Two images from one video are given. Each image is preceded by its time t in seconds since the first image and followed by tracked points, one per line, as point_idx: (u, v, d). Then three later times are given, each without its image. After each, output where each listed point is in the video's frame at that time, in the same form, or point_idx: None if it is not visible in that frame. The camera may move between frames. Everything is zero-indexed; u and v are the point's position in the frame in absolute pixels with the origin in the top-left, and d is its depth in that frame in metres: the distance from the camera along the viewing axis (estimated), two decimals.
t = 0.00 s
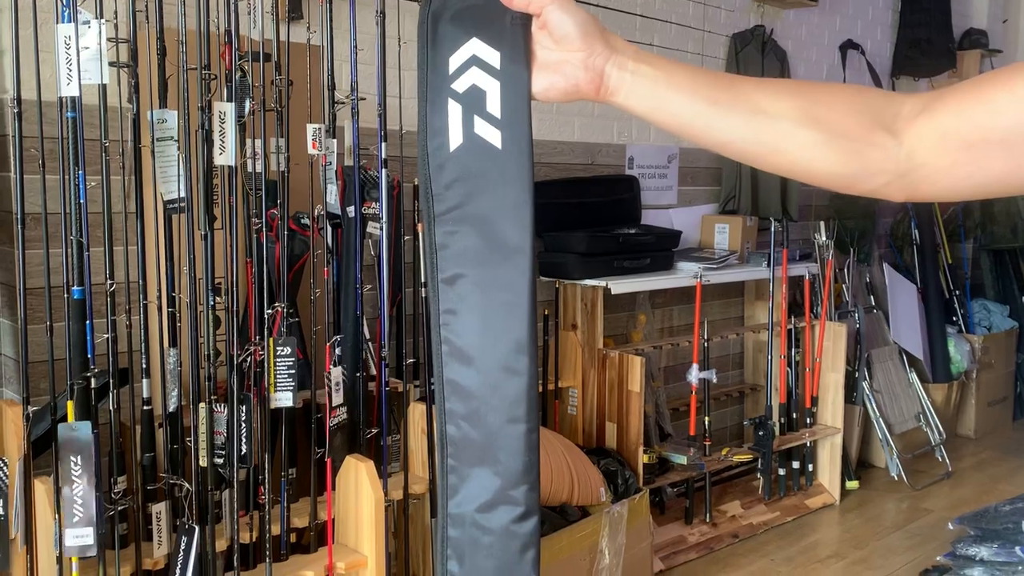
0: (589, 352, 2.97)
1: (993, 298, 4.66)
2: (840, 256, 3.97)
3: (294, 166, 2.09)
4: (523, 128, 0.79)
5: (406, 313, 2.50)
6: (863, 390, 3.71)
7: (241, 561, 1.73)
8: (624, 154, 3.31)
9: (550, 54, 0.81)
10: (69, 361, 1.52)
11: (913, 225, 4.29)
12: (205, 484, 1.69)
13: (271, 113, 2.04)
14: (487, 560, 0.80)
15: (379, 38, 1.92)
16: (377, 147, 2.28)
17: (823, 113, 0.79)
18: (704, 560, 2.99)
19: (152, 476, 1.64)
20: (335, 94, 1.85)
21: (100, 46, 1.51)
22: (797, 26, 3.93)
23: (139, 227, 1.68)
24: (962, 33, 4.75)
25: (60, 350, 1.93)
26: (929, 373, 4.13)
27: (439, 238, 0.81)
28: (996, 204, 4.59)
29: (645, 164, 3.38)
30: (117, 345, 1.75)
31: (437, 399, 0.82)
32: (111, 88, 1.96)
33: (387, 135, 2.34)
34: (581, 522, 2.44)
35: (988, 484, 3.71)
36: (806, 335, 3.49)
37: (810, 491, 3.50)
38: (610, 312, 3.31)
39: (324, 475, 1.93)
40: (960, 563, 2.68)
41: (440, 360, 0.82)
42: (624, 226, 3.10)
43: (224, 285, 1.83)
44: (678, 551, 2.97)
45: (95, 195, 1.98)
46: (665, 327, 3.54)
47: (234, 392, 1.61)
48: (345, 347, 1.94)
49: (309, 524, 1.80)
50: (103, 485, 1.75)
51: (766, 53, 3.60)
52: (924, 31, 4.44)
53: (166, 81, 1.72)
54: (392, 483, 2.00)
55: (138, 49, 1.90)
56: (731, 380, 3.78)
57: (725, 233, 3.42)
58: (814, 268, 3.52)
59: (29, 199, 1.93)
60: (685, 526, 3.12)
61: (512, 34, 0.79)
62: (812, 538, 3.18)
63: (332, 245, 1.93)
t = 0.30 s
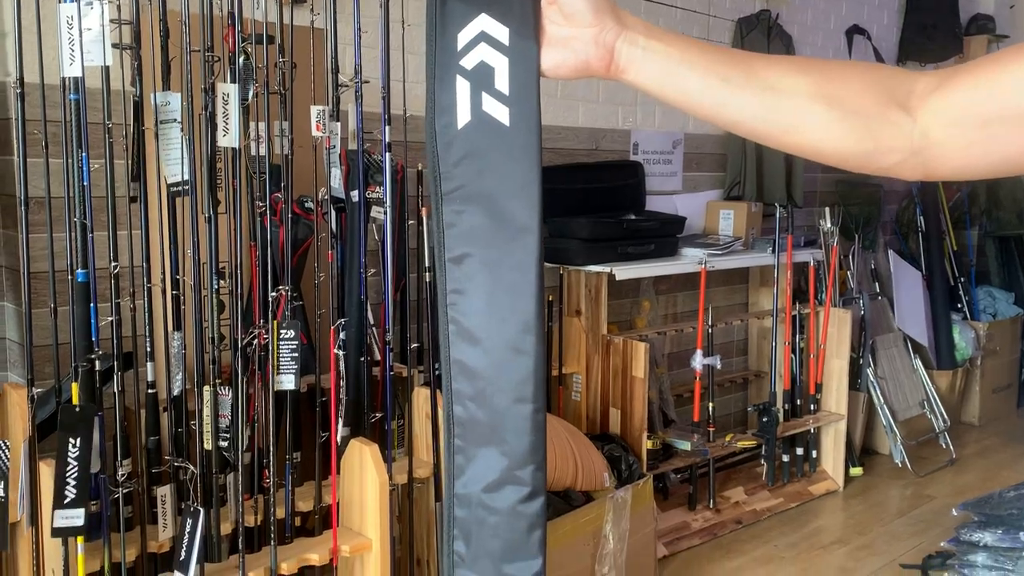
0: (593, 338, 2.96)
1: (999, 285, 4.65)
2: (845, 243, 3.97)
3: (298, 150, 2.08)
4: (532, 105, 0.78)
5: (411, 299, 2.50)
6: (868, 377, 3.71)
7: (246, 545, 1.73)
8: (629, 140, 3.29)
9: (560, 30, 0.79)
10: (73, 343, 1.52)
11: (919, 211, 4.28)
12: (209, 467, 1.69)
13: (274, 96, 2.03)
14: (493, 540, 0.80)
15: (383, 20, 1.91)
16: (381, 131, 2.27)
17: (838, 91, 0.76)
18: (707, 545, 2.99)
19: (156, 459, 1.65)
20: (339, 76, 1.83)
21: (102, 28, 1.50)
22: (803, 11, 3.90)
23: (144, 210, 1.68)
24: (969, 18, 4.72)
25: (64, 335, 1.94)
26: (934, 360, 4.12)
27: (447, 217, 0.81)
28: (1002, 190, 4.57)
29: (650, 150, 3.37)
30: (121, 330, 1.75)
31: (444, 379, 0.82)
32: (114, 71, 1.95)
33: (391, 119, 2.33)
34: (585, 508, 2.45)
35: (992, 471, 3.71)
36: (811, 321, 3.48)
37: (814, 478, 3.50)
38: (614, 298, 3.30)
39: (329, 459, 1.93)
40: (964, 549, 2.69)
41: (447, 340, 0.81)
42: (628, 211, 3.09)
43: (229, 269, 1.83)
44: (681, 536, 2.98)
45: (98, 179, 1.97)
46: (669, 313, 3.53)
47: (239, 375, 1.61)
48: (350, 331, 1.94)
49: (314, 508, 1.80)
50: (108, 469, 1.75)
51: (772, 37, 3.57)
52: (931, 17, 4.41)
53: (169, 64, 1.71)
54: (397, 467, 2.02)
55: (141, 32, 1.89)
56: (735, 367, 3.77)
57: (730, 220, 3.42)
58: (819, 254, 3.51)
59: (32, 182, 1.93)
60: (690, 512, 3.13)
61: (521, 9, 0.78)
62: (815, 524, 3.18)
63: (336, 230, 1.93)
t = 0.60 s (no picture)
0: (596, 324, 2.96)
1: (1003, 271, 4.64)
2: (848, 229, 3.97)
3: (300, 134, 2.08)
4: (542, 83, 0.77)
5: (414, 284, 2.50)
6: (871, 363, 3.71)
7: (250, 528, 1.73)
8: (632, 125, 3.28)
9: (569, 7, 0.77)
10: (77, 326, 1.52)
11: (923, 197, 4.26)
12: (213, 451, 1.69)
13: (276, 79, 2.02)
14: (501, 520, 0.80)
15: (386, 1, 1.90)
16: (384, 114, 2.26)
17: (850, 70, 0.73)
18: (710, 530, 3.00)
19: (161, 443, 1.65)
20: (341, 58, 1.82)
21: (103, 8, 1.49)
22: None
23: (146, 193, 1.67)
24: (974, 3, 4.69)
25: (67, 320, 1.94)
26: (938, 347, 4.08)
27: (454, 197, 0.79)
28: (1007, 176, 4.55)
29: (653, 135, 3.35)
30: (125, 314, 1.75)
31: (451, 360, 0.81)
32: (115, 54, 1.94)
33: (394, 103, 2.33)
34: (588, 492, 2.46)
35: (995, 457, 3.71)
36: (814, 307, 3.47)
37: (816, 464, 3.51)
38: (618, 284, 3.30)
39: (333, 442, 1.93)
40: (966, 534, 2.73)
41: (455, 320, 0.80)
42: (632, 197, 3.08)
43: (231, 253, 1.82)
44: (684, 521, 2.98)
45: (100, 162, 1.97)
46: (672, 299, 3.53)
47: (243, 358, 1.61)
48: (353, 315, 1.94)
49: (317, 492, 1.81)
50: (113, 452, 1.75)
51: (776, 22, 3.55)
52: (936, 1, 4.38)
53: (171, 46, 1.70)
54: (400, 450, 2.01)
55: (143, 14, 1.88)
56: (738, 353, 3.77)
57: (734, 205, 3.42)
58: (823, 240, 3.50)
59: (34, 166, 1.92)
60: (692, 497, 3.13)
61: None
62: (818, 510, 3.18)
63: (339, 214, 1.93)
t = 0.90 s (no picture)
0: (597, 309, 2.95)
1: (1005, 257, 4.62)
2: (851, 215, 3.96)
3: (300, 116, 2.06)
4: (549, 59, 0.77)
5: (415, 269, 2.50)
6: (872, 348, 3.71)
7: (251, 511, 1.73)
8: (634, 110, 3.26)
9: None
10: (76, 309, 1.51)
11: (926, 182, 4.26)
12: (214, 434, 1.69)
13: (276, 61, 2.01)
14: (505, 499, 0.80)
15: None
16: (384, 98, 2.25)
17: (858, 42, 0.72)
18: (710, 515, 3.00)
19: (162, 425, 1.65)
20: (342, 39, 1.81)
21: None
22: None
23: (146, 175, 1.67)
24: None
25: (66, 304, 1.93)
26: (939, 332, 4.08)
27: (460, 174, 0.79)
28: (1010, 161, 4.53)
29: (655, 120, 3.34)
30: (125, 296, 1.74)
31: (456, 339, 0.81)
32: (114, 35, 1.92)
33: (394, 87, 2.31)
34: (589, 477, 2.46)
35: (996, 443, 3.71)
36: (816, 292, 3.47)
37: (817, 449, 3.51)
38: (619, 269, 3.29)
39: (334, 426, 1.93)
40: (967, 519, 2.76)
41: (460, 299, 0.80)
42: (633, 182, 3.07)
43: (232, 236, 1.82)
44: (685, 506, 2.99)
45: (99, 145, 1.96)
46: (673, 285, 3.52)
47: (243, 339, 1.61)
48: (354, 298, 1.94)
49: (318, 475, 1.81)
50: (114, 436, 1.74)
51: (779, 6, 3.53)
52: None
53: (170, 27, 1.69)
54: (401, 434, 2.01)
55: None
56: (740, 339, 3.77)
57: (735, 190, 3.41)
58: (824, 226, 3.49)
59: (33, 149, 1.91)
60: (692, 482, 3.13)
61: None
62: (818, 494, 3.19)
63: (339, 198, 1.92)
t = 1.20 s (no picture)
0: (598, 294, 2.95)
1: (1006, 244, 4.61)
2: (852, 201, 3.95)
3: (300, 97, 2.06)
4: (559, 25, 0.67)
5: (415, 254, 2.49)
6: (873, 335, 3.70)
7: (251, 493, 1.73)
8: (636, 94, 3.25)
9: None
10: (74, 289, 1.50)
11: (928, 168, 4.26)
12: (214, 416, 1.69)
13: (275, 42, 2.00)
14: (508, 478, 0.70)
15: None
16: (384, 81, 2.24)
17: (864, 14, 0.69)
18: (710, 500, 3.01)
19: (161, 408, 1.65)
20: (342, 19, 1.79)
21: None
22: None
23: (144, 156, 1.65)
24: None
25: (66, 288, 1.92)
26: (939, 318, 4.08)
27: (458, 154, 0.70)
28: (1012, 148, 4.54)
29: (657, 104, 3.32)
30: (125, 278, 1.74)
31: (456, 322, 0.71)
32: (112, 16, 1.91)
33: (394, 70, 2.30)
34: (589, 461, 2.46)
35: (995, 429, 3.71)
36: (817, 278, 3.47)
37: (817, 435, 3.51)
38: (619, 255, 3.28)
39: (334, 409, 1.93)
40: (966, 504, 2.80)
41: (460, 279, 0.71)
42: (634, 167, 3.06)
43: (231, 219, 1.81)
44: (685, 491, 2.99)
45: (98, 127, 1.95)
46: (674, 271, 3.51)
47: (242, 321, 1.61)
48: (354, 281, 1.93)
49: (318, 458, 1.81)
50: (113, 418, 1.74)
51: None
52: None
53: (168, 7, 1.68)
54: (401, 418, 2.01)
55: None
56: (740, 325, 3.76)
57: (737, 175, 3.40)
58: (825, 212, 3.48)
59: (30, 130, 1.90)
60: (692, 467, 3.13)
61: None
62: (818, 480, 3.19)
63: (338, 181, 1.90)
